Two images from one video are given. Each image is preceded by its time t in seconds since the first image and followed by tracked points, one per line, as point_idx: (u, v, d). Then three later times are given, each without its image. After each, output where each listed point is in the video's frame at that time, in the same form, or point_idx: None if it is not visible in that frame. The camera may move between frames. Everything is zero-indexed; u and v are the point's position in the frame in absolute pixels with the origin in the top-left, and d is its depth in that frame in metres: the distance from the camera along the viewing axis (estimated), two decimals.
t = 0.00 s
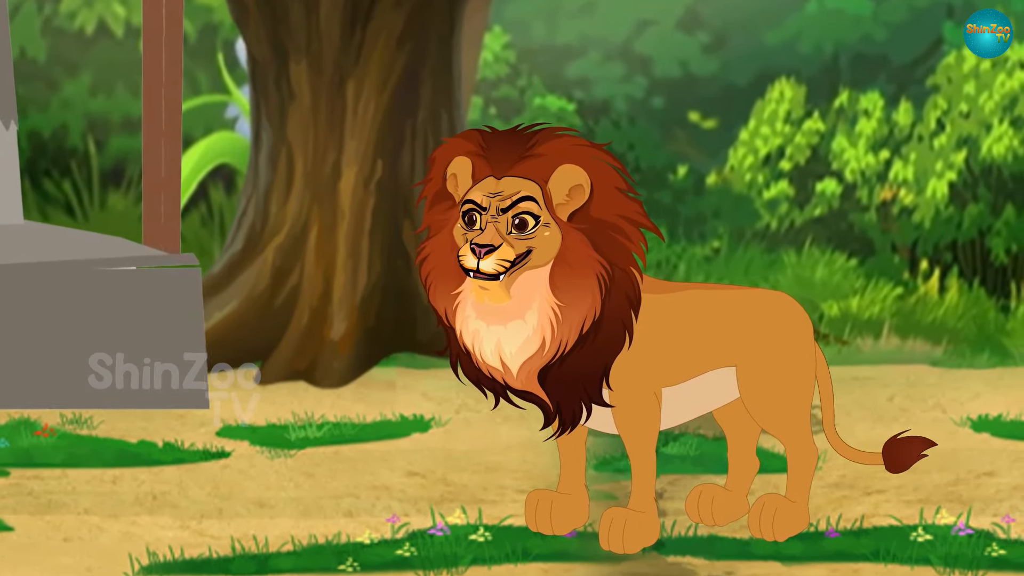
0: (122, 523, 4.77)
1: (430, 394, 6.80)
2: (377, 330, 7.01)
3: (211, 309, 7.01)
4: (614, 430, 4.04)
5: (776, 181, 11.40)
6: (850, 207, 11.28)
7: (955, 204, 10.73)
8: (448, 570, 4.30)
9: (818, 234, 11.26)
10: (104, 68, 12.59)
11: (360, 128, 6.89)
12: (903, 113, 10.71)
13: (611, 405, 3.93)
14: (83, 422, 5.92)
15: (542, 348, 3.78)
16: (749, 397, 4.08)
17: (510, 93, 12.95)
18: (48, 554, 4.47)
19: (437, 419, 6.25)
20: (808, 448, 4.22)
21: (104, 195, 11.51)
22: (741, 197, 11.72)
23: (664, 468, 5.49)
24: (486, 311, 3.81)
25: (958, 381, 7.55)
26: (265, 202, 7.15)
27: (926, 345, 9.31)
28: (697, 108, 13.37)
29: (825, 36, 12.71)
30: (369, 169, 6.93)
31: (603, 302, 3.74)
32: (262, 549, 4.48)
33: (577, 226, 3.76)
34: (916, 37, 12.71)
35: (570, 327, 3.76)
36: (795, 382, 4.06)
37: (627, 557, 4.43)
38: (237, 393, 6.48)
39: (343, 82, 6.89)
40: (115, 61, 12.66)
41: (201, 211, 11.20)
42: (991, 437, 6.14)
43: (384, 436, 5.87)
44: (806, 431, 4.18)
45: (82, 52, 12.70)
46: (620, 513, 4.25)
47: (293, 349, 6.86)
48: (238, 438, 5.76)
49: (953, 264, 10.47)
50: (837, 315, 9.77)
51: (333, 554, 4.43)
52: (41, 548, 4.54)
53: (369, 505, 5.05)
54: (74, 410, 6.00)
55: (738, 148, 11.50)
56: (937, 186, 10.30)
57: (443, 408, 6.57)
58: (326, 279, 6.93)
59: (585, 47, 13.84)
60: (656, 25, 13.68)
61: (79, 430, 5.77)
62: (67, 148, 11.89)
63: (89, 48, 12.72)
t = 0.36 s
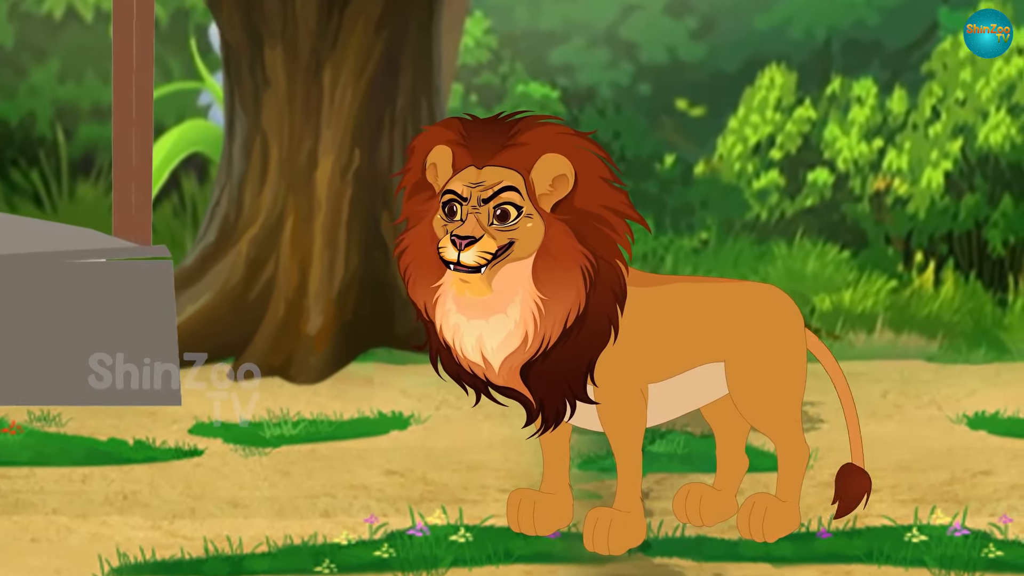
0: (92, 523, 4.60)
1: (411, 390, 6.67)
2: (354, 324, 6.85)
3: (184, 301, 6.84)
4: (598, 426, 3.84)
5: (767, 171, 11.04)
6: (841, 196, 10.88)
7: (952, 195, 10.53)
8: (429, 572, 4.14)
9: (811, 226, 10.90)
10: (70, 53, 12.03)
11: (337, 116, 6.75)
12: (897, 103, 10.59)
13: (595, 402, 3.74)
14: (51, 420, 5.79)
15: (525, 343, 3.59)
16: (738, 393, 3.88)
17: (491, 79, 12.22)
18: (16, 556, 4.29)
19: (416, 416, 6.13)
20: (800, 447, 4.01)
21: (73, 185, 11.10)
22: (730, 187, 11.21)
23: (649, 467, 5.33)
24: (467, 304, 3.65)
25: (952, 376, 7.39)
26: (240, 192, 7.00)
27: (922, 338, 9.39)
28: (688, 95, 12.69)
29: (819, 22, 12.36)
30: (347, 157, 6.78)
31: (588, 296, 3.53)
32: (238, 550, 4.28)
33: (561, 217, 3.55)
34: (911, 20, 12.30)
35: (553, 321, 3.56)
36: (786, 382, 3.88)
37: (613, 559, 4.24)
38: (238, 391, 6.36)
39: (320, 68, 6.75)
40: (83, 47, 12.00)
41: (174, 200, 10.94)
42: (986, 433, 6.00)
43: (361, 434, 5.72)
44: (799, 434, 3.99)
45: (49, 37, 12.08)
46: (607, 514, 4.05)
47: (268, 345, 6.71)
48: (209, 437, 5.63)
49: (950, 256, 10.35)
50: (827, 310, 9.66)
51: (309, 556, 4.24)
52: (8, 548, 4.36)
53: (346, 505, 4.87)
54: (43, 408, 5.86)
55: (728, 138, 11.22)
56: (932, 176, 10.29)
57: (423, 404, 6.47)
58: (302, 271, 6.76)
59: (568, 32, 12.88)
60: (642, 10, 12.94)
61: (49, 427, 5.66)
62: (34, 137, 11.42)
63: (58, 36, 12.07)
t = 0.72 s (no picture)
0: (82, 524, 4.50)
1: (405, 390, 6.61)
2: (347, 322, 6.80)
3: (174, 300, 6.78)
4: (592, 425, 3.78)
5: (764, 168, 11.27)
6: (840, 195, 11.16)
7: (950, 191, 10.64)
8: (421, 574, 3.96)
9: (808, 222, 11.21)
10: (61, 49, 12.63)
11: (329, 112, 6.71)
12: (897, 98, 10.50)
13: (589, 400, 3.68)
14: (41, 419, 5.76)
15: (520, 342, 3.53)
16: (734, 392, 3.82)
17: (484, 75, 12.80)
18: (4, 557, 4.17)
19: (410, 415, 6.07)
20: (798, 448, 3.94)
21: (63, 181, 11.72)
22: (726, 185, 11.67)
23: (645, 466, 5.28)
24: (460, 303, 3.56)
25: (951, 373, 7.36)
26: (231, 189, 6.95)
27: (919, 338, 9.08)
28: (682, 92, 13.17)
29: (814, 16, 12.82)
30: (339, 154, 6.74)
31: (583, 294, 3.48)
32: (228, 551, 4.19)
33: (556, 214, 3.49)
34: (907, 15, 12.72)
35: (548, 319, 3.50)
36: (783, 382, 3.80)
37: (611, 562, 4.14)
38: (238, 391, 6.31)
39: (312, 64, 6.70)
40: (76, 45, 12.66)
41: (164, 199, 11.34)
42: (987, 432, 5.95)
43: (353, 433, 5.68)
44: (797, 433, 3.90)
45: (41, 33, 12.69)
46: (601, 514, 4.01)
47: (260, 344, 6.66)
48: (200, 436, 5.57)
49: (947, 254, 10.43)
50: (824, 306, 9.60)
51: (302, 556, 4.12)
52: None
53: (339, 505, 4.79)
54: (32, 407, 5.80)
55: (725, 135, 11.43)
56: (931, 172, 10.08)
57: (417, 403, 6.38)
58: (294, 269, 6.71)
59: (563, 28, 13.42)
60: (638, 5, 13.38)
61: (38, 427, 5.61)
62: (23, 133, 12.11)
63: (48, 29, 12.68)
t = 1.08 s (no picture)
0: (82, 524, 4.50)
1: (405, 390, 6.61)
2: (347, 322, 6.80)
3: (174, 300, 6.78)
4: (592, 426, 3.78)
5: (763, 168, 11.27)
6: (840, 195, 11.16)
7: (950, 191, 10.64)
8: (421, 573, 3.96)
9: (808, 223, 11.20)
10: (61, 49, 12.63)
11: (329, 112, 6.71)
12: (897, 99, 10.50)
13: (590, 401, 3.68)
14: (41, 419, 5.76)
15: (521, 343, 3.52)
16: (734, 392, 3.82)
17: (484, 76, 12.81)
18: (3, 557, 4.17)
19: (410, 415, 6.07)
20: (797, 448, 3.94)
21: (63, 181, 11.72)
22: (725, 185, 11.66)
23: (644, 466, 5.28)
24: (461, 304, 3.56)
25: (951, 373, 7.36)
26: (230, 189, 6.95)
27: (919, 338, 9.08)
28: (682, 92, 13.17)
29: (813, 16, 12.81)
30: (339, 154, 6.74)
31: (584, 295, 3.48)
32: (228, 551, 4.19)
33: (557, 216, 3.49)
34: (907, 16, 12.72)
35: (549, 320, 3.50)
36: (782, 382, 3.80)
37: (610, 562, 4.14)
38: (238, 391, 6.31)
39: (312, 64, 6.70)
40: (76, 45, 12.66)
41: (164, 199, 11.33)
42: (986, 431, 5.95)
43: (352, 433, 5.68)
44: (797, 433, 3.90)
45: (41, 33, 12.69)
46: (600, 514, 4.01)
47: (259, 345, 6.66)
48: (200, 436, 5.57)
49: (947, 254, 10.43)
50: (824, 306, 9.60)
51: (302, 556, 4.13)
52: None
53: (339, 505, 4.79)
54: (32, 408, 5.81)
55: (724, 135, 11.43)
56: (931, 172, 10.08)
57: (417, 403, 6.38)
58: (294, 269, 6.71)
59: (563, 28, 13.42)
60: (638, 5, 13.37)
61: (37, 427, 5.61)
62: (23, 133, 12.10)
63: (48, 29, 12.68)
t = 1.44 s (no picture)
0: (82, 524, 4.50)
1: (405, 390, 6.61)
2: (347, 322, 6.80)
3: (175, 300, 6.78)
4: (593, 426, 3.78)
5: (763, 168, 11.27)
6: (840, 195, 11.16)
7: (950, 191, 10.64)
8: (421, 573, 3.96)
9: (807, 222, 11.20)
10: (61, 49, 12.63)
11: (329, 112, 6.71)
12: (896, 98, 10.51)
13: (590, 402, 3.68)
14: (40, 419, 5.76)
15: (521, 344, 3.52)
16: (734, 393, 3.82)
17: (484, 75, 12.81)
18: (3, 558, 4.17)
19: (410, 415, 6.07)
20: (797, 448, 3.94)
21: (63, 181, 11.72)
22: (725, 185, 11.67)
23: (644, 466, 5.28)
24: (463, 305, 3.56)
25: (951, 373, 7.36)
26: (230, 189, 6.95)
27: (919, 338, 9.08)
28: (682, 92, 13.17)
29: (813, 17, 12.81)
30: (339, 154, 6.74)
31: (584, 296, 3.47)
32: (227, 551, 4.19)
33: (558, 217, 3.49)
34: (907, 16, 12.72)
35: (549, 321, 3.50)
36: (782, 382, 3.80)
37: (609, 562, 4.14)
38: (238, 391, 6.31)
39: (312, 64, 6.70)
40: (75, 45, 12.66)
41: (164, 199, 11.33)
42: (986, 431, 5.95)
43: (352, 433, 5.68)
44: (797, 434, 3.90)
45: (41, 33, 12.69)
46: (600, 514, 4.01)
47: (260, 345, 6.66)
48: (200, 436, 5.57)
49: (947, 254, 10.43)
50: (824, 306, 9.60)
51: (302, 556, 4.13)
52: None
53: (339, 505, 4.79)
54: (32, 408, 5.81)
55: (724, 134, 11.42)
56: (930, 172, 10.08)
57: (417, 403, 6.38)
58: (294, 269, 6.71)
59: (562, 28, 13.42)
60: (638, 5, 13.38)
61: (37, 427, 5.61)
62: (23, 132, 12.10)
63: (48, 29, 12.68)
